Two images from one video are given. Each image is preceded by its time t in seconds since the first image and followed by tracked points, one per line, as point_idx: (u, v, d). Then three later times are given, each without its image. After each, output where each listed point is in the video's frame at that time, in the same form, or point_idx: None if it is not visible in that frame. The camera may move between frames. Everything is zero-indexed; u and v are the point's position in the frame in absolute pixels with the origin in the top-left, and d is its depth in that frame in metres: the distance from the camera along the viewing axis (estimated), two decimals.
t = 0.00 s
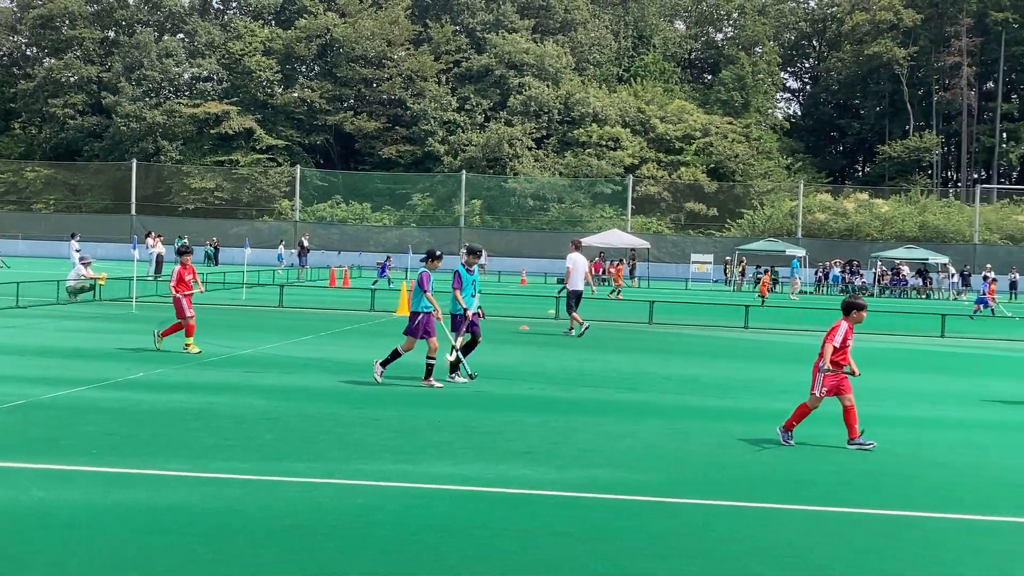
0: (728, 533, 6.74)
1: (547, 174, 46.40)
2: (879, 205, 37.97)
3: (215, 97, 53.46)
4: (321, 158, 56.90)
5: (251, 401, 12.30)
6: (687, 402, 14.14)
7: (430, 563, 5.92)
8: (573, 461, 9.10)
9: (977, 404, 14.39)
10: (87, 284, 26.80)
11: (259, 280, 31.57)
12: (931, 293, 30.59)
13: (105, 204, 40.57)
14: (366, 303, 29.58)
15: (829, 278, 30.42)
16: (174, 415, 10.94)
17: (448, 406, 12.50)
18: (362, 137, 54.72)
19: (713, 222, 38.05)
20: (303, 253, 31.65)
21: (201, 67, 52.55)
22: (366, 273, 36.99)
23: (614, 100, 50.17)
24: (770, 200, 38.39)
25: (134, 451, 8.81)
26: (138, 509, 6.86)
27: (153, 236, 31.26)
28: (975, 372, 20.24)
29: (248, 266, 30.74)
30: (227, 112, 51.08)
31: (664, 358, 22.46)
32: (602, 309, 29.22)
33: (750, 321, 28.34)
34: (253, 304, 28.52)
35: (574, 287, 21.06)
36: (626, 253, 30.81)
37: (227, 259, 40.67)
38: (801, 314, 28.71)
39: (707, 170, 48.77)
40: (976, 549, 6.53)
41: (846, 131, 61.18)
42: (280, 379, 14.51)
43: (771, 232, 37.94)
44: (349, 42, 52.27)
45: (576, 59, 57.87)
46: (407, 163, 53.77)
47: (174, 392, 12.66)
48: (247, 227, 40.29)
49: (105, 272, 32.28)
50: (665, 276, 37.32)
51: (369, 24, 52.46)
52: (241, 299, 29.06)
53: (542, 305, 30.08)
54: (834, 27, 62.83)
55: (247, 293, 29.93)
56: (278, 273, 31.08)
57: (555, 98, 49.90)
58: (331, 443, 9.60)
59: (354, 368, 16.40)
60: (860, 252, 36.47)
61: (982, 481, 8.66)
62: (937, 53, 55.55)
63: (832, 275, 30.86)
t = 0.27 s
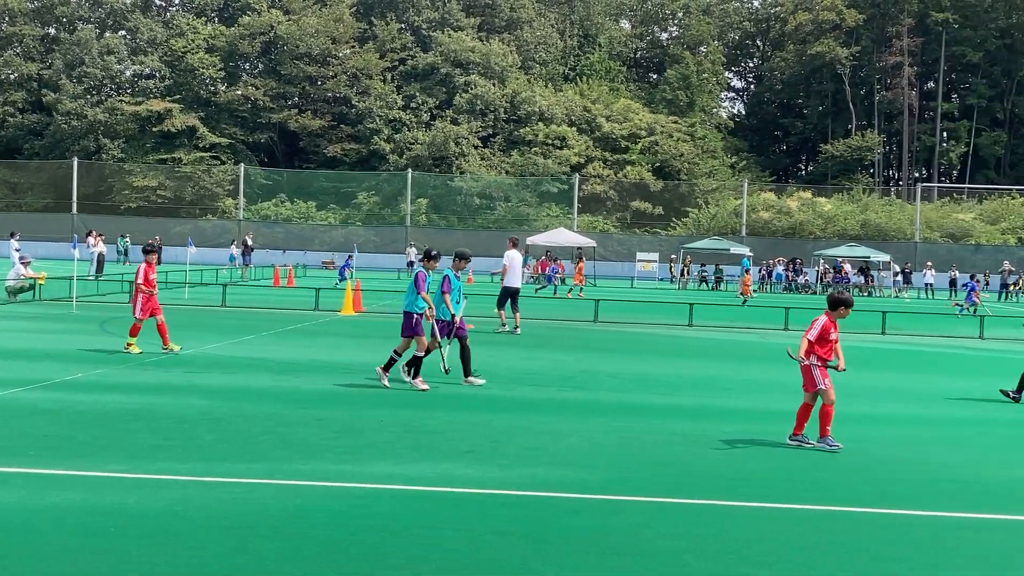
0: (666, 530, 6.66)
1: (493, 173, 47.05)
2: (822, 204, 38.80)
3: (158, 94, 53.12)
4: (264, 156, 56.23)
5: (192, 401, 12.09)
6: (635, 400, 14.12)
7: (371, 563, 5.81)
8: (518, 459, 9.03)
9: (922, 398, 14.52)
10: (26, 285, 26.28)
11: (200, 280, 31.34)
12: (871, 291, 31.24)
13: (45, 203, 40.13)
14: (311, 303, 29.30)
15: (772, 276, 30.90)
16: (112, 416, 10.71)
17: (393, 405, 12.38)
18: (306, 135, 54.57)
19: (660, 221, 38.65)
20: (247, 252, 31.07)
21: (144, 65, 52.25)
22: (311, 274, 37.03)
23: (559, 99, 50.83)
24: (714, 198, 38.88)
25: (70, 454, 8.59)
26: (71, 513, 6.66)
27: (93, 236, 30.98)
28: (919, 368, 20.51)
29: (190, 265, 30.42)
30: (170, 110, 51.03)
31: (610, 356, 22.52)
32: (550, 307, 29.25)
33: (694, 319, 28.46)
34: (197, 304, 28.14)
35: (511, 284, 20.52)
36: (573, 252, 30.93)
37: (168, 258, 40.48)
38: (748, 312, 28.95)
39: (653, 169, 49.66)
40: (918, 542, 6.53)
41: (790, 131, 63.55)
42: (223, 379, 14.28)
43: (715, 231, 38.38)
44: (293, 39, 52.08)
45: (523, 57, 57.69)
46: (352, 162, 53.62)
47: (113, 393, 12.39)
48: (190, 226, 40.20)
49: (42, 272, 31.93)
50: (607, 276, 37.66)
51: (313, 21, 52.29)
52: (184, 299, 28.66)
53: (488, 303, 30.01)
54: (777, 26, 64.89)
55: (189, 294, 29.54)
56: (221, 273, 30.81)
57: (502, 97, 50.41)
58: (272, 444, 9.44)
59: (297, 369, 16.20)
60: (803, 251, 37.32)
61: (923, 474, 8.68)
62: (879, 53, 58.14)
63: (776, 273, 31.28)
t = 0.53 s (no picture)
0: (607, 525, 6.71)
1: (441, 170, 48.35)
2: (767, 202, 39.79)
3: (101, 92, 52.89)
4: (210, 154, 56.07)
5: (134, 401, 11.92)
6: (583, 396, 14.24)
7: (312, 562, 5.78)
8: (460, 457, 9.03)
9: (863, 393, 14.80)
10: None
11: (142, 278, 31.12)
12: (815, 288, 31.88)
13: None
14: (258, 301, 29.09)
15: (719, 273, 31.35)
16: (50, 417, 10.51)
17: (337, 404, 12.31)
18: (253, 133, 54.51)
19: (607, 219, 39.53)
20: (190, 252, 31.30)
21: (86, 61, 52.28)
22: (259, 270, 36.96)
23: (507, 97, 52.18)
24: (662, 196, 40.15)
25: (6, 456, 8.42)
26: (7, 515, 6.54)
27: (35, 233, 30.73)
28: (863, 363, 20.90)
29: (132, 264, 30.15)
30: (113, 107, 50.60)
31: (558, 353, 22.62)
32: (499, 304, 29.29)
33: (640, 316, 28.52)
34: (142, 304, 27.80)
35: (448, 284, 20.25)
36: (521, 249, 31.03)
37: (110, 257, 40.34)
38: (697, 309, 29.21)
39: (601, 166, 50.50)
40: (856, 536, 6.63)
41: (736, 129, 66.13)
42: (167, 379, 14.10)
43: (663, 227, 39.25)
44: (238, 36, 51.78)
45: (470, 55, 59.51)
46: (298, 159, 53.55)
47: (52, 394, 12.17)
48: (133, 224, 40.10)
49: None
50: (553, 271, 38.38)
51: (259, 18, 51.98)
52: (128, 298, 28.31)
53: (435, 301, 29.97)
54: (722, 25, 67.58)
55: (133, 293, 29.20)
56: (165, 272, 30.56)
57: (450, 94, 51.60)
58: (214, 444, 9.34)
59: (241, 368, 16.04)
60: (748, 247, 37.87)
61: (860, 469, 8.85)
62: (821, 51, 60.15)
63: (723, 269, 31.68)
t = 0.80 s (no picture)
0: (551, 523, 6.90)
1: (390, 167, 49.70)
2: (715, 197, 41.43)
3: (43, 89, 53.16)
4: (153, 151, 57.71)
5: (74, 401, 11.82)
6: (531, 392, 14.46)
7: (254, 562, 5.87)
8: (402, 455, 9.14)
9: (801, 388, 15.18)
10: None
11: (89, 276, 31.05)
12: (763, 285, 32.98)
13: None
14: (200, 300, 28.90)
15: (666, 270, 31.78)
16: None
17: (280, 402, 12.34)
18: (198, 129, 55.94)
19: (556, 215, 41.29)
20: (139, 247, 31.49)
21: (29, 58, 52.31)
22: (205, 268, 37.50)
23: (455, 94, 54.23)
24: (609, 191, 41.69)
25: None
26: None
27: None
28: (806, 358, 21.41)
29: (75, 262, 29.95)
30: (57, 105, 50.73)
31: (501, 349, 22.79)
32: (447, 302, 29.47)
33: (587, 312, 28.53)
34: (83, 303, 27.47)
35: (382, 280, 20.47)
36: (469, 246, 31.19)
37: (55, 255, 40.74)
38: (645, 304, 29.59)
39: (549, 163, 53.48)
40: (787, 531, 6.85)
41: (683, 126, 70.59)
42: (107, 378, 13.97)
43: (611, 224, 41.28)
44: (183, 33, 53.41)
45: (417, 51, 62.63)
46: (244, 156, 55.24)
47: None
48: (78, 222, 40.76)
49: None
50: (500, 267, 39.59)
51: (204, 15, 53.46)
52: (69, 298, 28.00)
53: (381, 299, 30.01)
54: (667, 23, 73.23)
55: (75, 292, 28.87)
56: (109, 270, 30.39)
57: (397, 92, 53.46)
58: (155, 443, 9.33)
59: (181, 367, 15.93)
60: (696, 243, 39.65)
61: (796, 463, 9.14)
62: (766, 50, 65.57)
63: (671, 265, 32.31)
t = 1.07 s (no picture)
0: (497, 518, 7.00)
1: (336, 164, 50.44)
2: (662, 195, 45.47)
3: None
4: (98, 148, 58.27)
5: (14, 401, 11.70)
6: (481, 385, 14.54)
7: (194, 560, 5.93)
8: (346, 451, 9.19)
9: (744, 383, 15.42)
10: None
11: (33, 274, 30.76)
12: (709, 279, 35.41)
13: None
14: (145, 299, 28.63)
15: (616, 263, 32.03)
16: None
17: (225, 399, 12.30)
18: (142, 126, 56.80)
19: (503, 211, 42.71)
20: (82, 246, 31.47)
21: None
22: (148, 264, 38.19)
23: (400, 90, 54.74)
24: (558, 187, 43.30)
25: None
26: None
27: None
28: (755, 351, 21.72)
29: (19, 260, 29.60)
30: None
31: (449, 342, 22.87)
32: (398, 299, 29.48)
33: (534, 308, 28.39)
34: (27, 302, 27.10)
35: (318, 278, 20.28)
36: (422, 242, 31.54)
37: None
38: (593, 300, 29.79)
39: (497, 160, 54.84)
40: (719, 522, 7.03)
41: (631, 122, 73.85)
42: (49, 378, 13.82)
43: (560, 220, 42.90)
44: (127, 29, 53.74)
45: (364, 47, 65.31)
46: (190, 153, 56.09)
47: None
48: (19, 222, 41.36)
49: None
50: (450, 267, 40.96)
51: (148, 11, 54.11)
52: (12, 296, 27.63)
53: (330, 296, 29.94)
54: (614, 20, 76.92)
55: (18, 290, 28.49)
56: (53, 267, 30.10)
57: (344, 88, 53.94)
58: (95, 442, 9.28)
59: (123, 365, 15.79)
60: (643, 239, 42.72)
61: (738, 455, 9.31)
62: (713, 46, 68.93)
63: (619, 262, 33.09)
